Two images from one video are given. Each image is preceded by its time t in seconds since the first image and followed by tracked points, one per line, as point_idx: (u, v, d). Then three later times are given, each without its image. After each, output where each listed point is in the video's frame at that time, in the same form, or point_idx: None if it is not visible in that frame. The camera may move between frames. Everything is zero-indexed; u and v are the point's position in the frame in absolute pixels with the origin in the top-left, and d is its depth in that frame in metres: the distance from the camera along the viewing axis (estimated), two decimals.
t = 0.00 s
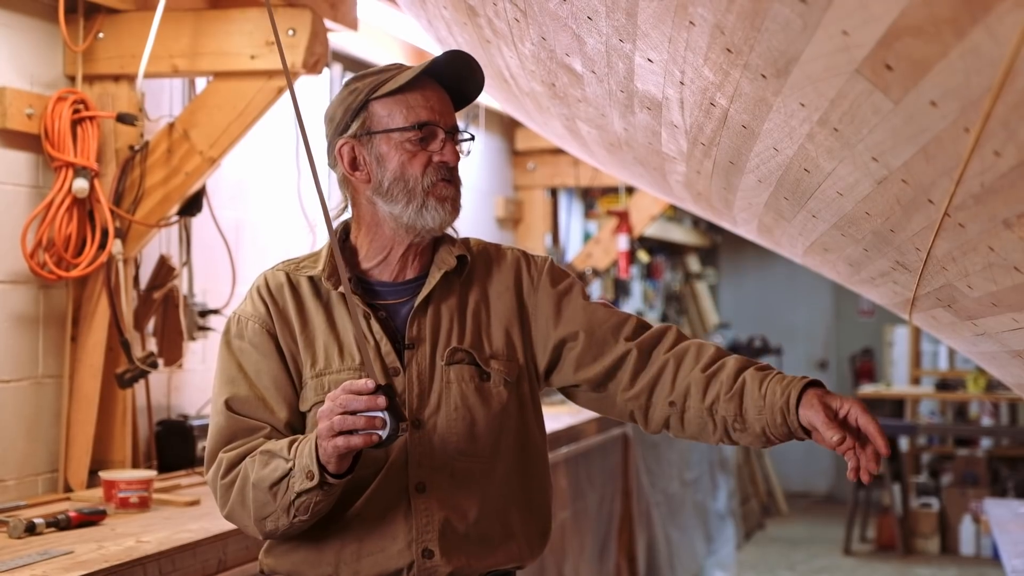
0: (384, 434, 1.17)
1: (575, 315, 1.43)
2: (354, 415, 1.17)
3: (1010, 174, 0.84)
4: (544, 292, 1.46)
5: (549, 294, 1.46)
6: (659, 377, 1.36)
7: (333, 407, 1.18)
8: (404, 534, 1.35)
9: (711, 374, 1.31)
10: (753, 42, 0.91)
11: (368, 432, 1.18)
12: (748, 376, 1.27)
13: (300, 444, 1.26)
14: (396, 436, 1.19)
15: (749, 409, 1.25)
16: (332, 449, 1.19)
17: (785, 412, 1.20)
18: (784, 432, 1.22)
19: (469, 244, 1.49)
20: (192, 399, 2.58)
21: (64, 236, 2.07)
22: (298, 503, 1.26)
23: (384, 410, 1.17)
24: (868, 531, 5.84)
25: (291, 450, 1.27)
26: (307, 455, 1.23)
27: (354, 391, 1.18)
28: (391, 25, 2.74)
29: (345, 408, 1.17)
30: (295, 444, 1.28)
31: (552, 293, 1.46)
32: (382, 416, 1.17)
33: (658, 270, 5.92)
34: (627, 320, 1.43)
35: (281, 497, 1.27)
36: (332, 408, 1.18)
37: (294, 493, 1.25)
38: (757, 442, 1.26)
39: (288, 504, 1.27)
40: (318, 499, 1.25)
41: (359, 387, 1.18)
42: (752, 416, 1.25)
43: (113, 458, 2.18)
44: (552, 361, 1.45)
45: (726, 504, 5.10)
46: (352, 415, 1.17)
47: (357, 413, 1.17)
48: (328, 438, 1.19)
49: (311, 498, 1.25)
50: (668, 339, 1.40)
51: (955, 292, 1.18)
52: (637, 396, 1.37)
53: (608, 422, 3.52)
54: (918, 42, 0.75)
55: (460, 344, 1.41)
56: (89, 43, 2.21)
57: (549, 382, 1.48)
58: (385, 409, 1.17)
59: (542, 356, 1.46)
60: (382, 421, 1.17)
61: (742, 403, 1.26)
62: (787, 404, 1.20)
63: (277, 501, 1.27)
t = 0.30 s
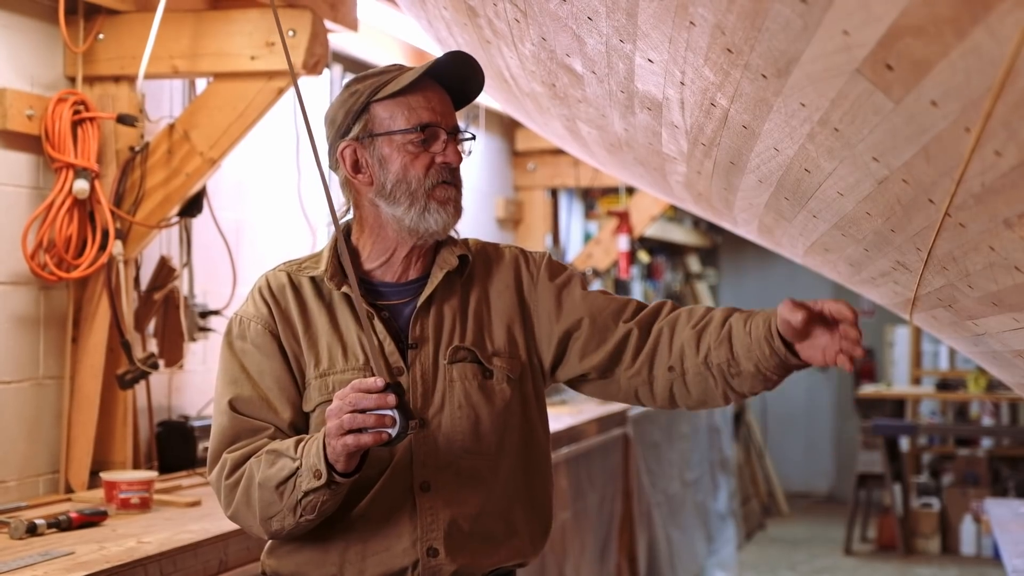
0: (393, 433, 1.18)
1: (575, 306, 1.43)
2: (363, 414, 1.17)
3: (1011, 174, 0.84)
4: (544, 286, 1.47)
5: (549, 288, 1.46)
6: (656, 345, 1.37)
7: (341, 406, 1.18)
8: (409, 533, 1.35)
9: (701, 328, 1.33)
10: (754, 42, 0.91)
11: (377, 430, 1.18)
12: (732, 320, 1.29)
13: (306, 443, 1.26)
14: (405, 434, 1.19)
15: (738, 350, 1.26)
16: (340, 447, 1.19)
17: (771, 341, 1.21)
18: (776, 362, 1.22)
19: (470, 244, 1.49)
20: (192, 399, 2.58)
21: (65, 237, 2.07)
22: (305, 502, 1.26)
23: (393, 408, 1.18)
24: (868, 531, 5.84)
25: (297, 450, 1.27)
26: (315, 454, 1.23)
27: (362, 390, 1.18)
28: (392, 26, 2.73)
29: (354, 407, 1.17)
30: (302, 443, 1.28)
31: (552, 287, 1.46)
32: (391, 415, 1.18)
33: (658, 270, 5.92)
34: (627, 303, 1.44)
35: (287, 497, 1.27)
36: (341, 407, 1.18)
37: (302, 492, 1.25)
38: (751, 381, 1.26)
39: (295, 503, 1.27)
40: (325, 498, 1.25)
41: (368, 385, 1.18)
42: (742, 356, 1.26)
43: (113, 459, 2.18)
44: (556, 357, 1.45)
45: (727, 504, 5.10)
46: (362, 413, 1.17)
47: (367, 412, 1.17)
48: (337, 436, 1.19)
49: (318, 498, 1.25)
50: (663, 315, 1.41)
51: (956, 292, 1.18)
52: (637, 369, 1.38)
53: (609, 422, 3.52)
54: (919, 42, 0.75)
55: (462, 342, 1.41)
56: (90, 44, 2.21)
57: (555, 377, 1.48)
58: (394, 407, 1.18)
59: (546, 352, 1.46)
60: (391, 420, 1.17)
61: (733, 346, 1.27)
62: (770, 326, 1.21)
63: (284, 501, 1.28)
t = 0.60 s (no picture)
0: (399, 432, 1.18)
1: (575, 300, 1.43)
2: (368, 413, 1.17)
3: (1012, 173, 0.84)
4: (543, 281, 1.47)
5: (548, 284, 1.46)
6: (658, 333, 1.38)
7: (346, 406, 1.18)
8: (412, 533, 1.35)
9: (697, 313, 1.34)
10: (754, 42, 0.91)
11: (382, 429, 1.18)
12: (725, 302, 1.30)
13: (311, 445, 1.26)
14: (411, 432, 1.19)
15: (735, 331, 1.27)
16: (346, 447, 1.19)
17: (763, 320, 1.22)
18: (771, 340, 1.23)
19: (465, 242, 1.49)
20: (193, 400, 2.58)
21: (66, 237, 2.07)
22: (311, 503, 1.26)
23: (399, 406, 1.18)
24: (869, 531, 5.84)
25: (302, 451, 1.28)
26: (319, 455, 1.23)
27: (368, 389, 1.18)
28: (392, 26, 2.74)
29: (359, 406, 1.17)
30: (306, 445, 1.28)
31: (550, 282, 1.46)
32: (397, 413, 1.18)
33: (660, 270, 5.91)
34: (626, 291, 1.43)
35: (293, 498, 1.27)
36: (346, 406, 1.18)
37: (307, 494, 1.25)
38: (751, 362, 1.27)
39: (300, 505, 1.27)
40: (330, 499, 1.25)
41: (372, 384, 1.18)
42: (738, 337, 1.27)
43: (114, 459, 2.18)
44: (560, 352, 1.46)
45: (728, 504, 5.10)
46: (367, 412, 1.17)
47: (372, 411, 1.17)
48: (343, 436, 1.19)
49: (324, 498, 1.25)
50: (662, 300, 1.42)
51: (957, 292, 1.18)
52: (643, 360, 1.39)
53: (610, 422, 3.52)
54: (919, 42, 0.75)
55: (460, 341, 1.41)
56: (90, 45, 2.21)
57: (560, 372, 1.48)
58: (400, 406, 1.18)
59: (549, 347, 1.46)
60: (397, 418, 1.18)
61: (729, 329, 1.29)
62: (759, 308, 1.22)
63: (289, 503, 1.28)
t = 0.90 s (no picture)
0: (397, 432, 1.18)
1: (574, 294, 1.43)
2: (367, 414, 1.17)
3: (1012, 173, 0.84)
4: (540, 277, 1.47)
5: (545, 280, 1.46)
6: (657, 321, 1.38)
7: (345, 407, 1.18)
8: (410, 533, 1.35)
9: (697, 298, 1.34)
10: (754, 42, 0.91)
11: (381, 430, 1.18)
12: (727, 284, 1.30)
13: (309, 446, 1.26)
14: (409, 432, 1.19)
15: (736, 312, 1.26)
16: (344, 448, 1.19)
17: (767, 297, 1.21)
18: (774, 318, 1.22)
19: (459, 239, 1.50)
20: (194, 400, 2.58)
21: (66, 237, 2.07)
22: (310, 505, 1.26)
23: (397, 408, 1.18)
24: (870, 531, 5.84)
25: (301, 453, 1.28)
26: (318, 456, 1.23)
27: (366, 390, 1.19)
28: (393, 26, 2.74)
29: (357, 407, 1.17)
30: (305, 446, 1.28)
31: (547, 278, 1.46)
32: (395, 414, 1.18)
33: (660, 270, 5.90)
34: (625, 284, 1.43)
35: (292, 500, 1.27)
36: (344, 408, 1.18)
37: (306, 495, 1.25)
38: (753, 341, 1.26)
39: (299, 506, 1.27)
40: (329, 500, 1.25)
41: (371, 386, 1.18)
42: (739, 317, 1.26)
43: (115, 460, 2.18)
44: (559, 349, 1.46)
45: (728, 504, 5.10)
46: (365, 414, 1.17)
47: (370, 412, 1.17)
48: (341, 437, 1.19)
49: (322, 500, 1.25)
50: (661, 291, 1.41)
51: (957, 292, 1.18)
52: (643, 351, 1.38)
53: (611, 422, 3.52)
54: (919, 41, 0.75)
55: (456, 340, 1.41)
56: (91, 46, 2.21)
57: (558, 368, 1.48)
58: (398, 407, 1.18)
59: (548, 344, 1.46)
60: (395, 420, 1.18)
61: (730, 310, 1.28)
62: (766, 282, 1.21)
63: (289, 504, 1.28)
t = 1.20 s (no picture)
0: (392, 435, 1.17)
1: (562, 288, 1.43)
2: (362, 417, 1.17)
3: (1011, 174, 0.84)
4: (529, 273, 1.47)
5: (534, 276, 1.46)
6: (632, 305, 1.38)
7: (340, 410, 1.19)
8: (408, 531, 1.35)
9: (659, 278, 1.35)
10: (754, 42, 0.91)
11: (376, 433, 1.18)
12: (674, 256, 1.31)
13: (304, 451, 1.27)
14: (405, 434, 1.19)
15: (682, 282, 1.28)
16: (340, 452, 1.19)
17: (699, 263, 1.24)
18: (713, 282, 1.23)
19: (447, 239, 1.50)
20: (194, 401, 2.58)
21: (66, 239, 2.08)
22: (307, 508, 1.26)
23: (392, 410, 1.18)
24: (871, 531, 5.84)
25: (297, 457, 1.28)
26: (313, 460, 1.23)
27: (361, 393, 1.19)
28: (392, 27, 2.74)
29: (352, 410, 1.18)
30: (300, 450, 1.28)
31: (536, 274, 1.46)
32: (390, 417, 1.17)
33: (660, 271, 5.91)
34: (612, 276, 1.43)
35: (289, 504, 1.27)
36: (340, 411, 1.19)
37: (303, 499, 1.25)
38: (704, 308, 1.26)
39: (297, 510, 1.27)
40: (326, 503, 1.25)
41: (366, 388, 1.19)
42: (686, 287, 1.28)
43: (115, 461, 2.18)
44: (549, 343, 1.45)
45: (729, 504, 5.10)
46: (361, 417, 1.17)
47: (365, 415, 1.17)
48: (337, 440, 1.19)
49: (320, 504, 1.25)
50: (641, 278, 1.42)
51: (957, 292, 1.18)
52: (624, 340, 1.38)
53: (611, 423, 3.52)
54: (918, 42, 0.75)
55: (447, 336, 1.42)
56: (91, 47, 2.21)
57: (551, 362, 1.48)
58: (393, 409, 1.18)
59: (539, 338, 1.46)
60: (390, 422, 1.17)
61: (678, 281, 1.29)
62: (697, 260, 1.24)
63: (286, 509, 1.28)
